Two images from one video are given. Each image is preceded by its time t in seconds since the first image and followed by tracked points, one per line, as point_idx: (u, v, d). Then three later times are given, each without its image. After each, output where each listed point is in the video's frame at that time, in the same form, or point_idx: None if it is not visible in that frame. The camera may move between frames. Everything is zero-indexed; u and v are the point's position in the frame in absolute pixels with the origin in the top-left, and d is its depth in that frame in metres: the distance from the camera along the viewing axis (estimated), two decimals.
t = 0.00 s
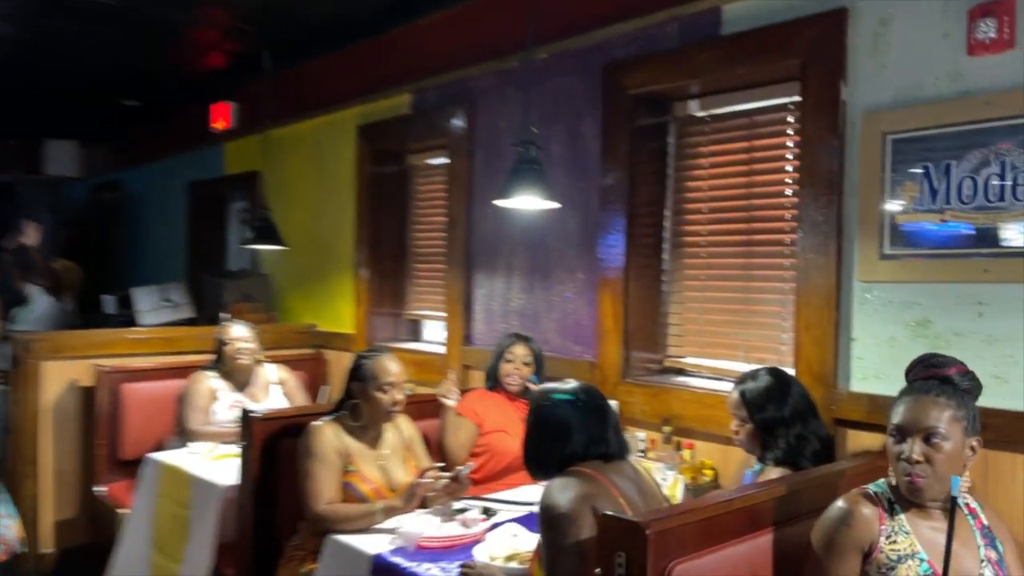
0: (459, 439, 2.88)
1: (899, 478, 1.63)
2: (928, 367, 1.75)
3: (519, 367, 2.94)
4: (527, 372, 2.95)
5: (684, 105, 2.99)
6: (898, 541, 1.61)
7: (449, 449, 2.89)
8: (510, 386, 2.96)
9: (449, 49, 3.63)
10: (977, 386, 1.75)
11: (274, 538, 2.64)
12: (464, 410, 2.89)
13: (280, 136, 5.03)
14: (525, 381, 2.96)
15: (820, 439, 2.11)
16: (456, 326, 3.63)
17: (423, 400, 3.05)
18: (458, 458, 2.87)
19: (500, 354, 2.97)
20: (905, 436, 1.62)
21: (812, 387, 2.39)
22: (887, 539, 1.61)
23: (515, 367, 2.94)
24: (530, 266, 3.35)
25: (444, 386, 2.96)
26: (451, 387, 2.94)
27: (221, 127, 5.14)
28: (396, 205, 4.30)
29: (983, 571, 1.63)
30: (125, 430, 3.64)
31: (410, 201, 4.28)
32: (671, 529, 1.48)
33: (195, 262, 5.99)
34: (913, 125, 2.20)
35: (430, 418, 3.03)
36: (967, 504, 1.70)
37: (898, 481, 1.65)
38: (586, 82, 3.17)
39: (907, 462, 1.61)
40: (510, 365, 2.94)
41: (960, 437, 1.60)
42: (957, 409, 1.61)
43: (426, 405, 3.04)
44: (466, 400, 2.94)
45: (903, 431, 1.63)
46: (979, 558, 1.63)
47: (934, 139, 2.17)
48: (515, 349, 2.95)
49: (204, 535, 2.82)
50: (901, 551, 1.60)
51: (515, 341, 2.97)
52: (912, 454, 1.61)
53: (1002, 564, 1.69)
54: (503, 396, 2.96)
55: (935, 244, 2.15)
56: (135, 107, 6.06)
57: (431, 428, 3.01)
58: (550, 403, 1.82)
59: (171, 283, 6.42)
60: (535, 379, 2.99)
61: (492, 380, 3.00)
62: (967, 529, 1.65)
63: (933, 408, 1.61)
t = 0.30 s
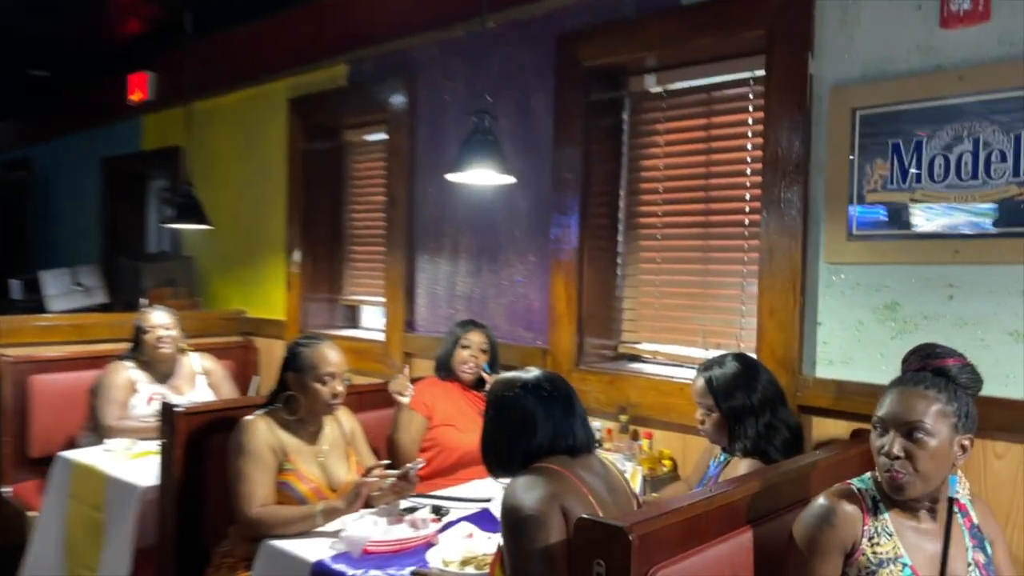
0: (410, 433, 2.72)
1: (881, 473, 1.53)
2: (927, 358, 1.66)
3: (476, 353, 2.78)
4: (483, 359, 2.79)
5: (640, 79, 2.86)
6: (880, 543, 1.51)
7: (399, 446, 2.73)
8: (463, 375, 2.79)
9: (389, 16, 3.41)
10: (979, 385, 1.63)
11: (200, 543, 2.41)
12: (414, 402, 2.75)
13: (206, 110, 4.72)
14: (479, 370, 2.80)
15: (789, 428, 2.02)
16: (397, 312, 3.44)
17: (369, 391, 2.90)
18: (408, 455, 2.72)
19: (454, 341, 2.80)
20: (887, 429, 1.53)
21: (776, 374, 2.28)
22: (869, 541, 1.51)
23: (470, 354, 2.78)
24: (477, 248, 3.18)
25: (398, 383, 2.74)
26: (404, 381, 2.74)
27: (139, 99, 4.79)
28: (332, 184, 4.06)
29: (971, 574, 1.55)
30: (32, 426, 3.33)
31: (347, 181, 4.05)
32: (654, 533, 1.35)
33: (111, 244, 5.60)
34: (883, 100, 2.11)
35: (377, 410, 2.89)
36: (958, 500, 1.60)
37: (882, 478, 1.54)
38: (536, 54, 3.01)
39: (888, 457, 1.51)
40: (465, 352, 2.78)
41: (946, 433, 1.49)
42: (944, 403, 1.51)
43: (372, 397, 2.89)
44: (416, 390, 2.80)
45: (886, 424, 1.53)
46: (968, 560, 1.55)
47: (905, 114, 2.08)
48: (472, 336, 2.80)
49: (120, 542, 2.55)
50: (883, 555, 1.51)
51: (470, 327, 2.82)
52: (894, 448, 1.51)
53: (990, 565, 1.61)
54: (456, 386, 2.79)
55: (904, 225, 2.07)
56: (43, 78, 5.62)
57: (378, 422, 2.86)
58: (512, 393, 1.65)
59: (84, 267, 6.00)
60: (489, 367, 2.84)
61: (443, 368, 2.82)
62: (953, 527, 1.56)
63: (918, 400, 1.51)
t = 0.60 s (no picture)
0: (386, 433, 2.62)
1: (881, 475, 1.47)
2: (933, 355, 1.58)
3: (453, 350, 2.67)
4: (461, 355, 2.69)
5: (621, 67, 2.77)
6: (882, 549, 1.44)
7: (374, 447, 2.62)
8: (439, 372, 2.69)
9: None
10: (988, 380, 1.55)
11: (161, 551, 2.28)
12: (389, 401, 2.65)
13: (168, 97, 4.54)
14: (457, 366, 2.70)
15: (781, 426, 1.95)
16: (369, 306, 3.32)
17: (342, 390, 2.79)
18: (384, 456, 2.61)
19: (431, 336, 2.69)
20: (886, 429, 1.46)
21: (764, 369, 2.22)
22: (871, 547, 1.44)
23: (448, 351, 2.67)
24: (452, 240, 3.08)
25: (373, 380, 2.64)
26: (379, 378, 2.65)
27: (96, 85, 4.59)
28: (300, 174, 3.92)
29: None
30: None
31: (315, 171, 3.91)
32: (654, 545, 1.27)
33: (67, 235, 5.38)
34: (876, 88, 2.05)
35: (350, 409, 2.78)
36: (964, 503, 1.55)
37: (882, 480, 1.48)
38: (514, 39, 2.91)
39: (886, 459, 1.45)
40: (443, 348, 2.67)
41: (947, 435, 1.41)
42: (946, 402, 1.43)
43: (344, 395, 2.79)
44: (392, 388, 2.70)
45: (885, 423, 1.46)
46: (976, 566, 1.49)
47: (898, 103, 2.02)
48: (449, 332, 2.68)
49: (76, 551, 2.40)
50: (886, 562, 1.44)
51: (447, 323, 2.70)
52: (894, 450, 1.45)
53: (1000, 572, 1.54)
54: (432, 383, 2.69)
55: (898, 217, 2.01)
56: None
57: (352, 421, 2.75)
58: (497, 393, 1.56)
59: (38, 260, 5.76)
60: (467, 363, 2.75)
61: (419, 365, 2.71)
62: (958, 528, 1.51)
63: (918, 400, 1.44)
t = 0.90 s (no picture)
0: (359, 429, 2.48)
1: (890, 480, 1.39)
2: (949, 352, 1.49)
3: (430, 344, 2.56)
4: (441, 350, 2.59)
5: (606, 50, 2.67)
6: (895, 559, 1.36)
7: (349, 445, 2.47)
8: (417, 367, 2.58)
9: None
10: (1008, 379, 1.46)
11: (122, 561, 2.13)
12: (364, 396, 2.51)
13: (126, 79, 4.33)
14: (436, 362, 2.59)
15: (778, 426, 1.87)
16: (340, 298, 3.18)
17: (312, 387, 2.66)
18: (358, 453, 2.48)
19: (407, 332, 2.58)
20: (895, 431, 1.38)
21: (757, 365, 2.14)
22: (882, 556, 1.36)
23: (425, 346, 2.56)
24: (428, 230, 2.96)
25: (348, 372, 2.48)
26: (355, 370, 2.50)
27: (50, 66, 4.36)
28: (267, 161, 3.77)
29: None
30: None
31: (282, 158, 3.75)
32: (663, 561, 1.19)
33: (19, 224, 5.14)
34: (877, 74, 1.97)
35: (322, 408, 2.66)
36: (983, 508, 1.46)
37: (892, 485, 1.40)
38: (495, 20, 2.79)
39: (895, 463, 1.37)
40: (420, 344, 2.56)
41: (960, 437, 1.33)
42: (959, 402, 1.35)
43: (315, 393, 2.66)
44: (365, 382, 2.56)
45: (894, 425, 1.38)
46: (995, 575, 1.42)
47: (899, 90, 1.94)
48: (426, 326, 2.57)
49: (30, 561, 2.25)
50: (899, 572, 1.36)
51: (424, 317, 2.59)
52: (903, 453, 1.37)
53: None
54: (410, 379, 2.58)
55: (897, 209, 1.94)
56: None
57: (321, 418, 2.61)
58: (487, 395, 1.44)
59: None
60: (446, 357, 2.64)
61: (395, 363, 2.59)
62: (976, 538, 1.43)
63: (927, 400, 1.36)
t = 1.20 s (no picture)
0: (346, 427, 2.37)
1: (905, 485, 1.33)
2: (971, 352, 1.51)
3: (419, 342, 2.48)
4: (429, 349, 2.51)
5: (600, 37, 2.60)
6: (910, 567, 1.30)
7: (335, 443, 2.36)
8: (405, 366, 2.49)
9: None
10: None
11: (97, 568, 2.04)
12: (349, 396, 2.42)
13: (99, 64, 4.18)
14: (424, 362, 2.51)
15: (783, 425, 1.81)
16: (324, 292, 3.09)
17: (298, 385, 2.60)
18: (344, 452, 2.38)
19: (395, 329, 2.49)
20: (912, 435, 1.32)
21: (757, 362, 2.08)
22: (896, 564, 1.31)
23: (414, 343, 2.47)
24: (415, 222, 2.87)
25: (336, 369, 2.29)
26: (344, 367, 2.31)
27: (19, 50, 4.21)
28: (247, 150, 3.66)
29: None
30: None
31: (263, 147, 3.64)
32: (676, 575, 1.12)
33: None
34: (883, 61, 1.91)
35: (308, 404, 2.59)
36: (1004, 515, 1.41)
37: (907, 491, 1.34)
38: (485, 5, 2.71)
39: (911, 468, 1.31)
40: (409, 341, 2.47)
41: (981, 442, 1.27)
42: (981, 406, 1.29)
43: (300, 390, 2.59)
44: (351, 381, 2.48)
45: (911, 428, 1.33)
46: None
47: (906, 78, 1.88)
48: (415, 323, 2.48)
49: None
50: None
51: (413, 314, 2.50)
52: (920, 458, 1.31)
53: None
54: (397, 377, 2.50)
55: (904, 201, 1.88)
56: None
57: (305, 414, 2.50)
58: (487, 396, 1.36)
59: None
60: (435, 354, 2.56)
61: (382, 360, 2.51)
62: (998, 547, 1.37)
63: (947, 403, 1.30)
